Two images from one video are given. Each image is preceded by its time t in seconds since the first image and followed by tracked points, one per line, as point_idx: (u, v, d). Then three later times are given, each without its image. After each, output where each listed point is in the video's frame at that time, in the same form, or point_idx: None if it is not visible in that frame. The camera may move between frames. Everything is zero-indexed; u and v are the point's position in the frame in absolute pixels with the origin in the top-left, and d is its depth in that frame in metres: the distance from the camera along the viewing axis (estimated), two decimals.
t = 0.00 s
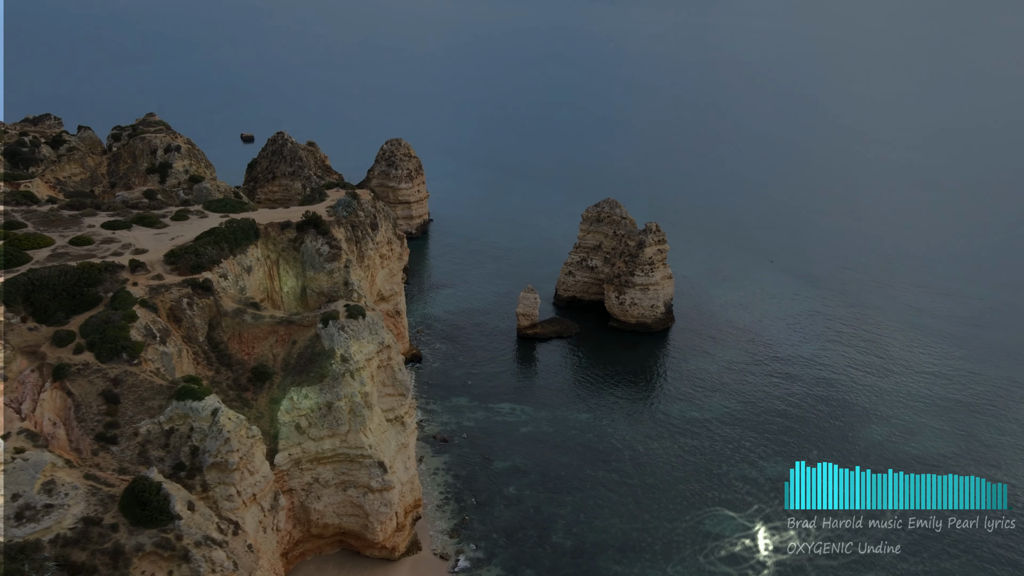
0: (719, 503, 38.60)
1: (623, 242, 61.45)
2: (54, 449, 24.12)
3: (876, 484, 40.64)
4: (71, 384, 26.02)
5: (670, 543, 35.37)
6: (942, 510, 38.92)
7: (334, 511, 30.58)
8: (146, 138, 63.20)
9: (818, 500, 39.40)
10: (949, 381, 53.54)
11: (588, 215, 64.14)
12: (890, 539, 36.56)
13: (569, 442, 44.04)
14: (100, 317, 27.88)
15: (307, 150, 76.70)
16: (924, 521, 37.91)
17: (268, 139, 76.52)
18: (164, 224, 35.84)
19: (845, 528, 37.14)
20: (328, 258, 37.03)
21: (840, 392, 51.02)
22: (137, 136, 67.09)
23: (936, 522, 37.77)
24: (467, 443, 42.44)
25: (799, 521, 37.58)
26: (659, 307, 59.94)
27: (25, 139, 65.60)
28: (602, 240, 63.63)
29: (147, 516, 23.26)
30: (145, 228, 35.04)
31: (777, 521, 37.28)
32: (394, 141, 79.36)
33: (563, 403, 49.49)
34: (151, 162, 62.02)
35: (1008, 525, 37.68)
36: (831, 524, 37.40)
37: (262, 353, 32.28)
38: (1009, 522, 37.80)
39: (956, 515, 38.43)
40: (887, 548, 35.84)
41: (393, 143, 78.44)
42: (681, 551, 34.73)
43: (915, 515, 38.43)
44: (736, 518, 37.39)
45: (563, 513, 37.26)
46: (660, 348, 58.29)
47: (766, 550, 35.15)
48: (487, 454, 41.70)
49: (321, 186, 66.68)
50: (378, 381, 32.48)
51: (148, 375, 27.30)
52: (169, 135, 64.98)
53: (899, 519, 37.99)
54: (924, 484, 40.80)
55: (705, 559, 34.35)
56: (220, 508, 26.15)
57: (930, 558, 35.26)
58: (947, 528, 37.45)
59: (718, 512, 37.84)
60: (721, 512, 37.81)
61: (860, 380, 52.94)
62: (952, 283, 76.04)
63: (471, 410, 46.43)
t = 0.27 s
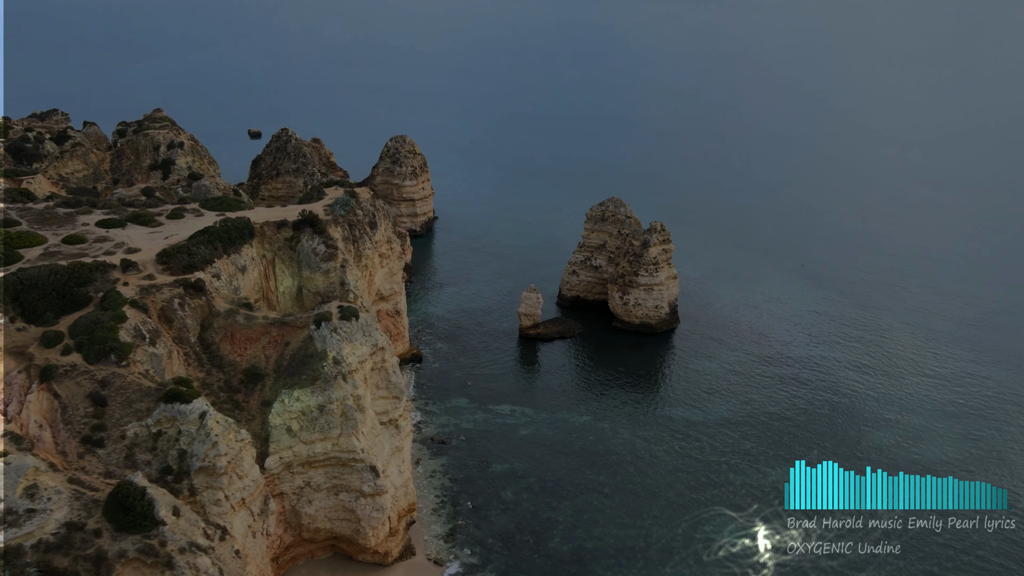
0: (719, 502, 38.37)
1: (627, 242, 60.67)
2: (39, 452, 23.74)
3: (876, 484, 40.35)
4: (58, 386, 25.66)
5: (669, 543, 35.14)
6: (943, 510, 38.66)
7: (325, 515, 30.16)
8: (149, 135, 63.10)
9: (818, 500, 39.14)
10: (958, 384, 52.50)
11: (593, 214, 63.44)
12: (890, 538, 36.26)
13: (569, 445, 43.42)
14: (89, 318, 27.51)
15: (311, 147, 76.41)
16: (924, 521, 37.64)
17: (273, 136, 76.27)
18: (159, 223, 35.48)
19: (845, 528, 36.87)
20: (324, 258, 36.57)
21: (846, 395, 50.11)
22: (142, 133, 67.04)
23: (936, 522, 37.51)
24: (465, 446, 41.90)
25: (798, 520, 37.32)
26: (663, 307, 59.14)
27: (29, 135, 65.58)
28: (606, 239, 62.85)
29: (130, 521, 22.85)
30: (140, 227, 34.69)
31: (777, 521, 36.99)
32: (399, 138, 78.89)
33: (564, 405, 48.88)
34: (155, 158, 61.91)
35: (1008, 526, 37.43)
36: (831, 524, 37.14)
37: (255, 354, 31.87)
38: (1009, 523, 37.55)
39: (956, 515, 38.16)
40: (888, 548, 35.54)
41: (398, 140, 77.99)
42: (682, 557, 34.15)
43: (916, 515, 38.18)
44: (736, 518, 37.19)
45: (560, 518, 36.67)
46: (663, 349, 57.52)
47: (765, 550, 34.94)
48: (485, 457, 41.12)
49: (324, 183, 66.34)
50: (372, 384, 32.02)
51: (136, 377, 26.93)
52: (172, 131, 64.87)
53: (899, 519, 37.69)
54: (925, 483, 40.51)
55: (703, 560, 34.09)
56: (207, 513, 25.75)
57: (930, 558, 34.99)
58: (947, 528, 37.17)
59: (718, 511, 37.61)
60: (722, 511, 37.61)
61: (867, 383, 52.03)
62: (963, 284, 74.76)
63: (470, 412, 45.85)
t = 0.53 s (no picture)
0: (719, 502, 38.20)
1: (632, 241, 59.89)
2: (22, 456, 23.36)
3: (876, 484, 40.09)
4: (44, 388, 25.29)
5: (666, 543, 34.99)
6: (943, 510, 38.39)
7: (317, 520, 29.73)
8: (153, 131, 62.96)
9: (818, 500, 38.89)
10: (968, 389, 51.46)
11: (597, 213, 62.70)
12: (890, 539, 36.02)
13: (568, 448, 42.81)
14: (77, 319, 27.14)
15: (315, 144, 76.07)
16: (924, 521, 37.36)
17: (277, 133, 75.97)
18: (153, 222, 35.09)
19: (845, 528, 36.64)
20: (320, 258, 36.09)
21: (852, 400, 49.23)
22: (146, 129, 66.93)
23: (936, 522, 37.25)
24: (463, 449, 41.36)
25: (798, 520, 37.08)
26: (667, 308, 58.35)
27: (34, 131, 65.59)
28: (611, 238, 62.10)
29: (113, 527, 22.46)
30: (134, 226, 34.31)
31: (776, 521, 36.75)
32: (403, 135, 78.38)
33: (565, 407, 48.25)
34: (157, 155, 61.73)
35: (1008, 525, 37.17)
36: (831, 524, 36.92)
37: (247, 356, 31.44)
38: (1009, 522, 37.28)
39: (956, 515, 37.90)
40: (888, 548, 35.31)
41: (402, 138, 77.53)
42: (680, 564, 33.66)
43: (916, 515, 37.92)
44: (735, 517, 37.08)
45: (556, 523, 36.07)
46: (667, 350, 56.72)
47: (765, 548, 34.83)
48: (483, 460, 40.55)
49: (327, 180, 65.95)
50: (365, 387, 31.52)
51: (124, 379, 26.56)
52: (175, 128, 64.68)
53: (898, 519, 37.41)
54: (925, 483, 40.26)
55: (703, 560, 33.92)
56: (194, 518, 25.36)
57: (930, 558, 34.74)
58: (948, 528, 36.91)
59: (719, 512, 37.43)
60: (722, 511, 37.47)
61: (874, 387, 51.13)
62: (975, 286, 73.49)
63: (469, 414, 45.27)
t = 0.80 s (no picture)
0: (719, 501, 38.08)
1: (636, 241, 59.13)
2: (5, 460, 22.98)
3: (876, 484, 40.00)
4: (30, 390, 24.92)
5: (664, 544, 34.78)
6: (943, 509, 38.36)
7: (307, 525, 29.30)
8: (155, 127, 62.75)
9: (818, 500, 38.81)
10: (978, 395, 50.48)
11: (601, 212, 61.94)
12: (890, 538, 35.99)
13: (568, 452, 42.20)
14: (65, 319, 26.76)
15: (319, 141, 75.70)
16: (924, 521, 37.32)
17: (281, 129, 75.63)
18: (147, 220, 34.69)
19: (845, 528, 36.58)
20: (315, 258, 35.63)
21: (859, 405, 48.36)
22: (149, 125, 66.73)
23: (936, 522, 37.20)
24: (461, 451, 40.84)
25: (798, 520, 37.03)
26: (672, 309, 57.59)
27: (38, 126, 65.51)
28: (615, 238, 61.38)
29: (95, 533, 22.05)
30: (127, 225, 33.94)
31: (777, 521, 36.71)
32: (408, 132, 77.87)
33: (566, 409, 47.62)
34: (160, 151, 61.52)
35: (1007, 525, 37.20)
36: (831, 523, 36.86)
37: (239, 357, 31.02)
38: (1009, 523, 37.29)
39: (956, 515, 37.87)
40: (888, 548, 35.29)
41: (407, 135, 77.05)
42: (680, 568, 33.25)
43: (915, 514, 37.87)
44: (735, 516, 37.05)
45: (554, 529, 35.47)
46: (671, 351, 55.97)
47: (765, 548, 34.86)
48: (480, 464, 40.03)
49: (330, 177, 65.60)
50: (357, 390, 31.08)
51: (111, 381, 26.17)
52: (178, 124, 64.45)
53: (898, 519, 37.35)
54: (925, 483, 40.22)
55: (701, 560, 33.83)
56: (180, 523, 25.02)
57: (930, 559, 34.71)
58: (947, 528, 36.90)
59: (718, 511, 37.35)
60: (721, 510, 37.38)
61: (881, 392, 50.20)
62: (986, 289, 72.33)
63: (468, 416, 44.74)
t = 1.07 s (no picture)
0: (718, 501, 37.78)
1: (640, 241, 58.36)
2: None
3: (875, 484, 39.65)
4: (15, 392, 24.54)
5: (658, 549, 34.21)
6: (943, 509, 38.00)
7: (297, 530, 28.89)
8: (158, 124, 62.62)
9: (818, 500, 38.48)
10: (988, 400, 49.41)
11: (606, 211, 61.18)
12: (890, 539, 35.59)
13: (567, 456, 41.56)
14: (53, 320, 26.38)
15: (324, 138, 75.39)
16: (924, 521, 36.93)
17: (286, 126, 75.39)
18: (140, 219, 34.32)
19: (845, 528, 36.25)
20: (310, 258, 35.14)
21: (866, 409, 47.43)
22: (153, 122, 66.59)
23: (936, 522, 36.82)
24: (458, 454, 40.31)
25: (797, 520, 36.69)
26: (675, 310, 56.77)
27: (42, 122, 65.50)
28: (619, 237, 60.59)
29: (75, 539, 21.64)
30: (120, 224, 33.57)
31: (775, 521, 36.41)
32: (413, 129, 77.42)
33: (566, 410, 46.95)
34: (163, 148, 61.31)
35: (1008, 525, 36.79)
36: (831, 524, 36.55)
37: (230, 359, 30.62)
38: (1009, 522, 36.93)
39: (956, 515, 37.51)
40: (888, 548, 34.89)
41: (411, 132, 76.64)
42: (677, 571, 32.79)
43: (915, 514, 37.54)
44: (734, 516, 36.78)
45: (549, 535, 34.84)
46: (675, 353, 55.16)
47: (765, 549, 34.58)
48: (477, 467, 39.50)
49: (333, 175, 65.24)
50: (349, 393, 30.63)
51: (98, 383, 25.78)
52: (181, 121, 64.25)
53: (897, 520, 36.97)
54: (925, 482, 39.87)
55: (698, 561, 33.49)
56: (165, 528, 24.58)
57: (929, 558, 34.35)
58: (947, 528, 36.53)
59: (716, 510, 37.07)
60: (721, 510, 37.11)
61: (889, 396, 49.23)
62: (998, 291, 71.01)
63: (467, 417, 44.18)
